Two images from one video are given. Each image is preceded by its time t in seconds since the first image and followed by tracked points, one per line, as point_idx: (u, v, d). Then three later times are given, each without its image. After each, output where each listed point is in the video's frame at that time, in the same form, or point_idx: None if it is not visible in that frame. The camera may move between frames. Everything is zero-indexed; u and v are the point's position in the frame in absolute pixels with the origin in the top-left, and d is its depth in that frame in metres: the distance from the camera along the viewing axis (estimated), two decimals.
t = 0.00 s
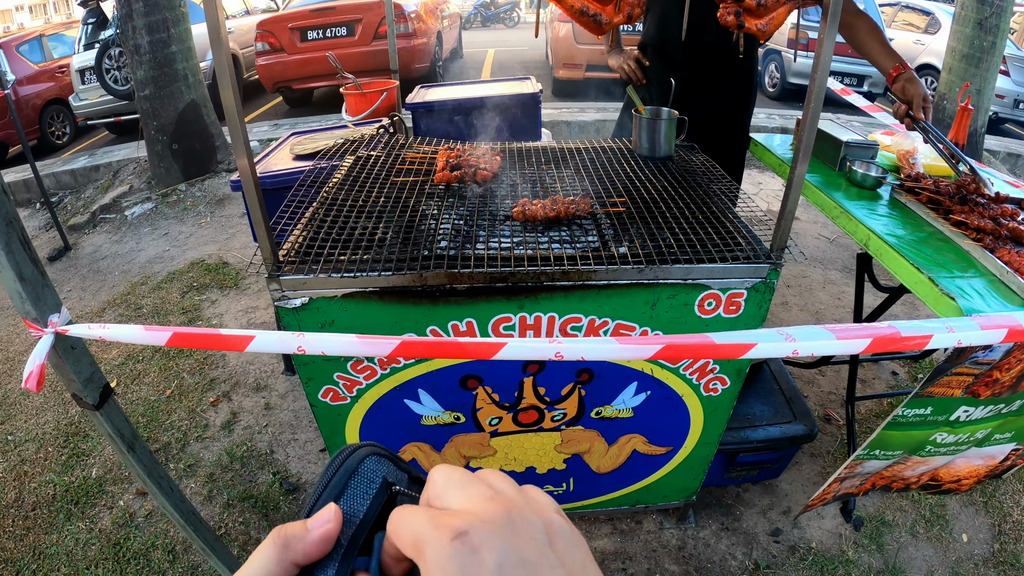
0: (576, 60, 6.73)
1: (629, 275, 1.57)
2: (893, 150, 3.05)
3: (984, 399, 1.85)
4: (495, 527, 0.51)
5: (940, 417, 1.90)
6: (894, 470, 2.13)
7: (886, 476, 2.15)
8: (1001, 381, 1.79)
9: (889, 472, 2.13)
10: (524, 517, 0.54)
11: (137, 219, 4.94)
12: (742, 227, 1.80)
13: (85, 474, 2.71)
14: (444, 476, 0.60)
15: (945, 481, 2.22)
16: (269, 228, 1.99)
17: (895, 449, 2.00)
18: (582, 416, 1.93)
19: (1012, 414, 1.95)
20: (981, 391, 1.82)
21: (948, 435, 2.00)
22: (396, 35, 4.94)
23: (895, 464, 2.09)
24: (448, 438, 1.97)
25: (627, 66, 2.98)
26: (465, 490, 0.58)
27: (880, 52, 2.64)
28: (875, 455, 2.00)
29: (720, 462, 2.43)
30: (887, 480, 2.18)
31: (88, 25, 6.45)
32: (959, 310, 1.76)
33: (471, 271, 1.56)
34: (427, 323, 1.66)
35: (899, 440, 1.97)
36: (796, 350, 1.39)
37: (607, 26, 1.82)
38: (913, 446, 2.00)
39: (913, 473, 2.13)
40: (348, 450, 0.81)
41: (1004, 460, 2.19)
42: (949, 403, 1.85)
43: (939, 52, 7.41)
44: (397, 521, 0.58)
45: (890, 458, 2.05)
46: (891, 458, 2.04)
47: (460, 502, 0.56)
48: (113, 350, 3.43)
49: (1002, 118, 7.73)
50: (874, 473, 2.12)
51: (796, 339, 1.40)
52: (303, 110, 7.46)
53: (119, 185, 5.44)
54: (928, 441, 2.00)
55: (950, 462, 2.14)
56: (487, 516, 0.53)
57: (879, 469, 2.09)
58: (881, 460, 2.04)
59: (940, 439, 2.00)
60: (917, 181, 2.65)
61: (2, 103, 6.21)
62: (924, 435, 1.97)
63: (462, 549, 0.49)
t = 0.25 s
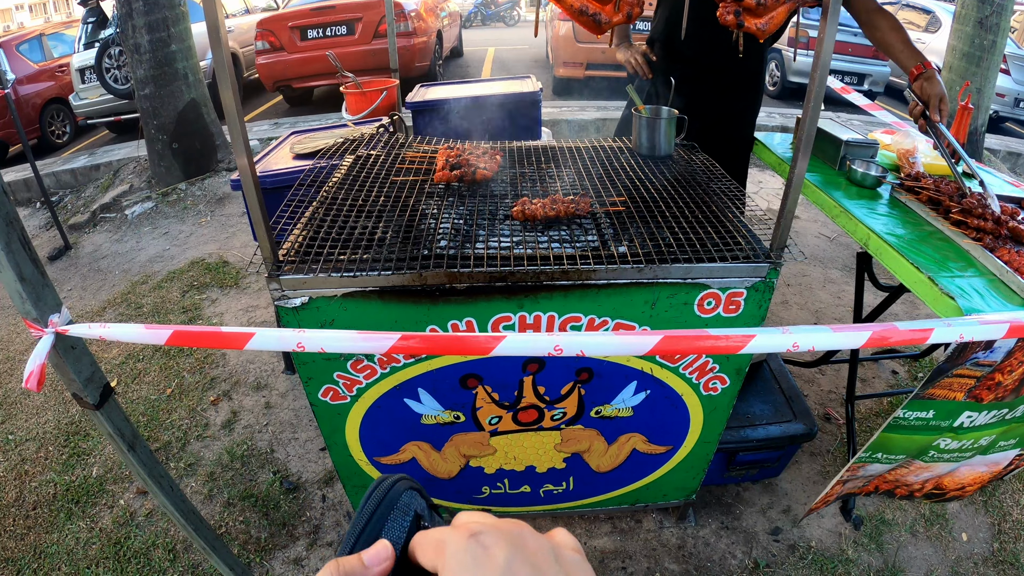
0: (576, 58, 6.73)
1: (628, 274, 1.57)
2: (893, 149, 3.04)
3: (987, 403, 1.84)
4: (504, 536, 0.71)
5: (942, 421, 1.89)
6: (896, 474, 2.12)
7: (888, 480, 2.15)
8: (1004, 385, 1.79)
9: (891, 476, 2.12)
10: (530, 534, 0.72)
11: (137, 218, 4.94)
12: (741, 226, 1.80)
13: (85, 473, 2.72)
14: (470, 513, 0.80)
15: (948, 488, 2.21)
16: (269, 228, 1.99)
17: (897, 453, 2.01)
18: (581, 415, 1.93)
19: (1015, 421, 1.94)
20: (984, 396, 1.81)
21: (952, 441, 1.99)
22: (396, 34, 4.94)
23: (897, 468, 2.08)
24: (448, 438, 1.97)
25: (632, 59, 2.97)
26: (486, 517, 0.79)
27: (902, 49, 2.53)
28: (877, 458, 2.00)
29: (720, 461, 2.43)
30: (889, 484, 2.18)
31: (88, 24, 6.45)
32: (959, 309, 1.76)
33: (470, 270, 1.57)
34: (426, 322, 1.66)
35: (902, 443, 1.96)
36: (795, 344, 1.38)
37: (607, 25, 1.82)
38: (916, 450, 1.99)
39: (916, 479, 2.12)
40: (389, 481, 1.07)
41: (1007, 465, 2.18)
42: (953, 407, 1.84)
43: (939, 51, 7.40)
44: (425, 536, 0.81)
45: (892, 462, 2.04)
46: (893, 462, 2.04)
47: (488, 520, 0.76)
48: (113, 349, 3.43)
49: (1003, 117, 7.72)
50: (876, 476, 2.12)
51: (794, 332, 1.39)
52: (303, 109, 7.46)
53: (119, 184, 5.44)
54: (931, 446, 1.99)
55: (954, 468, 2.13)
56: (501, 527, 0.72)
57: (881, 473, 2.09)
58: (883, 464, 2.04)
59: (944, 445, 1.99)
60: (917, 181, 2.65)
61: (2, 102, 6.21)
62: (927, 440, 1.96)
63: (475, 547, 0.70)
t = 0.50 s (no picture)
0: (577, 57, 6.72)
1: (626, 274, 1.58)
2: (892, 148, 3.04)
3: (987, 405, 1.84)
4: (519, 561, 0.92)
5: (943, 424, 1.89)
6: (897, 476, 2.12)
7: (889, 481, 2.14)
8: (1004, 386, 1.79)
9: (892, 478, 2.12)
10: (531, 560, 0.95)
11: (137, 217, 4.94)
12: (740, 226, 1.80)
13: (86, 472, 2.72)
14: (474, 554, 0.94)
15: (948, 489, 2.21)
16: (269, 228, 1.99)
17: (898, 456, 2.00)
18: (581, 414, 1.93)
19: (1015, 421, 1.95)
20: (984, 397, 1.81)
21: (953, 443, 1.99)
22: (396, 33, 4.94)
23: (897, 470, 2.08)
24: (447, 437, 1.97)
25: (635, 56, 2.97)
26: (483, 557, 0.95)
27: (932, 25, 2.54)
28: (878, 462, 2.00)
29: (720, 460, 2.43)
30: (890, 484, 2.17)
31: (88, 23, 6.45)
32: (958, 310, 1.76)
33: (469, 270, 1.57)
34: (425, 322, 1.67)
35: (902, 447, 1.96)
36: (790, 344, 1.39)
37: (604, 25, 1.83)
38: (917, 453, 1.99)
39: (917, 480, 2.11)
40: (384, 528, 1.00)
41: (1006, 465, 2.19)
42: (954, 409, 1.83)
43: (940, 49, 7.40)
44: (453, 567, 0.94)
45: (893, 464, 2.04)
46: (894, 464, 2.04)
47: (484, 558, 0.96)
48: (113, 349, 3.44)
49: (1003, 115, 7.71)
50: (877, 478, 2.11)
51: (790, 336, 1.40)
52: (303, 108, 7.46)
53: (119, 183, 5.45)
54: (932, 448, 1.99)
55: (954, 469, 2.13)
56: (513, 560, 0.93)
57: (882, 475, 2.08)
58: (884, 467, 2.04)
59: (944, 446, 1.99)
60: (917, 180, 2.65)
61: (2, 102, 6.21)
62: (928, 442, 1.96)
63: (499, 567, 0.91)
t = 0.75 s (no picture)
0: (576, 56, 6.72)
1: (626, 274, 1.58)
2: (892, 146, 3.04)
3: (986, 403, 1.84)
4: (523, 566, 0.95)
5: (942, 421, 1.89)
6: (896, 474, 2.12)
7: (888, 479, 2.15)
8: (1003, 384, 1.79)
9: (891, 475, 2.12)
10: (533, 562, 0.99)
11: (137, 217, 4.95)
12: (740, 225, 1.80)
13: (87, 471, 2.73)
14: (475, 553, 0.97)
15: (947, 487, 2.22)
16: (269, 227, 1.99)
17: (897, 454, 2.00)
18: (580, 414, 1.94)
19: (1014, 419, 1.95)
20: (983, 395, 1.81)
21: (951, 441, 1.99)
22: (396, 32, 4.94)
23: (896, 467, 2.08)
24: (447, 436, 1.97)
25: (632, 56, 2.94)
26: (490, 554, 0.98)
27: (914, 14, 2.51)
28: (877, 458, 2.00)
29: (719, 459, 2.43)
30: (889, 483, 2.17)
31: (88, 23, 6.45)
32: (958, 309, 1.76)
33: (468, 270, 1.57)
34: (425, 322, 1.67)
35: (901, 444, 1.96)
36: (787, 346, 1.39)
37: (603, 25, 1.83)
38: (916, 450, 1.99)
39: (915, 478, 2.12)
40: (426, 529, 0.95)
41: (1006, 463, 2.19)
42: (953, 407, 1.84)
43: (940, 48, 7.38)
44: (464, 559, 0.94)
45: (891, 462, 2.04)
46: (893, 462, 2.04)
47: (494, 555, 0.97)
48: (113, 348, 3.44)
49: (1004, 114, 7.69)
50: (876, 476, 2.12)
51: (786, 337, 1.40)
52: (303, 106, 7.46)
53: (119, 183, 5.45)
54: (930, 445, 1.99)
55: (953, 467, 2.13)
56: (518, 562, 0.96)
57: (881, 473, 2.08)
58: (883, 464, 2.04)
59: (943, 444, 1.99)
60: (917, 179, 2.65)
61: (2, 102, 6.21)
62: (927, 440, 1.96)
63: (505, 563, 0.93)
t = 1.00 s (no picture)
0: (576, 54, 6.72)
1: (625, 272, 1.58)
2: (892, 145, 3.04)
3: (985, 400, 1.84)
4: (497, 547, 0.62)
5: (940, 419, 1.90)
6: (895, 471, 2.12)
7: (887, 476, 2.15)
8: (1001, 381, 1.79)
9: (890, 473, 2.12)
10: (523, 545, 0.65)
11: (138, 215, 4.95)
12: (739, 223, 1.80)
13: (87, 470, 2.73)
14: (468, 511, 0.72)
15: (946, 484, 2.22)
16: (269, 226, 2.00)
17: (896, 451, 2.01)
18: (580, 411, 1.94)
19: (1013, 416, 1.95)
20: (982, 393, 1.81)
21: (950, 438, 1.99)
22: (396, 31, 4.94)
23: (896, 464, 2.08)
24: (447, 434, 1.98)
25: (626, 58, 2.95)
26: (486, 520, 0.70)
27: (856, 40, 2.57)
28: (876, 455, 2.00)
29: (719, 457, 2.44)
30: (888, 480, 2.17)
31: (88, 22, 6.46)
32: (957, 308, 1.76)
33: (468, 268, 1.57)
34: (424, 320, 1.67)
35: (900, 441, 1.97)
36: (787, 344, 1.40)
37: (603, 24, 1.84)
38: (914, 447, 2.00)
39: (914, 475, 2.12)
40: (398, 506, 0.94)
41: (1005, 460, 2.19)
42: (952, 404, 1.84)
43: (940, 46, 7.38)
44: (421, 530, 0.70)
45: (891, 459, 2.05)
46: (892, 459, 2.05)
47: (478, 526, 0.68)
48: (114, 347, 3.45)
49: (1004, 112, 7.69)
50: (875, 473, 2.12)
51: (786, 335, 1.40)
52: (303, 105, 7.46)
53: (120, 181, 5.45)
54: (929, 442, 1.99)
55: (952, 464, 2.13)
56: (493, 538, 0.64)
57: (880, 470, 2.09)
58: (882, 461, 2.04)
59: (942, 441, 2.00)
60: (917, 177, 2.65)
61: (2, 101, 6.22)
62: (926, 437, 1.97)
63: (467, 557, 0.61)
